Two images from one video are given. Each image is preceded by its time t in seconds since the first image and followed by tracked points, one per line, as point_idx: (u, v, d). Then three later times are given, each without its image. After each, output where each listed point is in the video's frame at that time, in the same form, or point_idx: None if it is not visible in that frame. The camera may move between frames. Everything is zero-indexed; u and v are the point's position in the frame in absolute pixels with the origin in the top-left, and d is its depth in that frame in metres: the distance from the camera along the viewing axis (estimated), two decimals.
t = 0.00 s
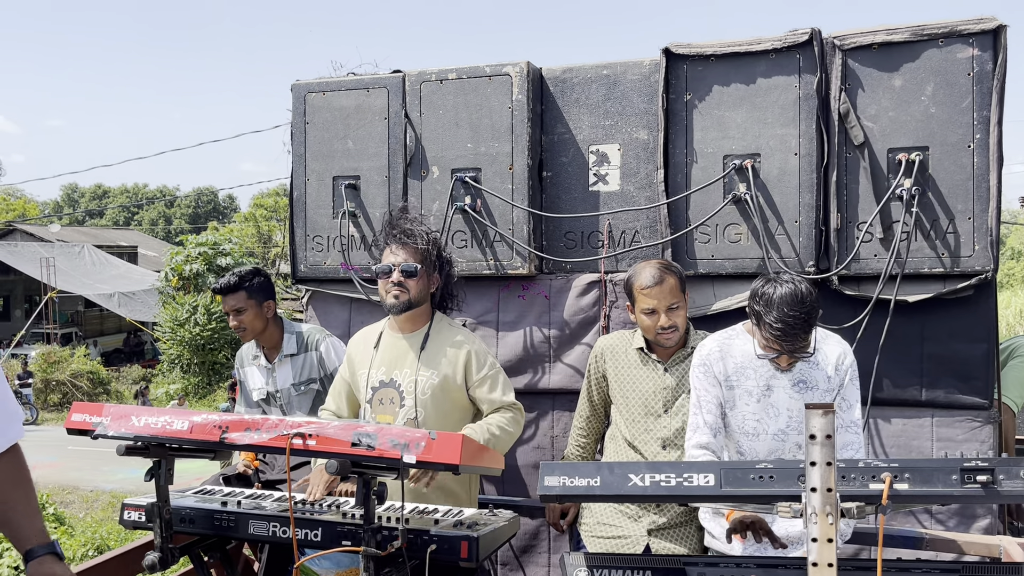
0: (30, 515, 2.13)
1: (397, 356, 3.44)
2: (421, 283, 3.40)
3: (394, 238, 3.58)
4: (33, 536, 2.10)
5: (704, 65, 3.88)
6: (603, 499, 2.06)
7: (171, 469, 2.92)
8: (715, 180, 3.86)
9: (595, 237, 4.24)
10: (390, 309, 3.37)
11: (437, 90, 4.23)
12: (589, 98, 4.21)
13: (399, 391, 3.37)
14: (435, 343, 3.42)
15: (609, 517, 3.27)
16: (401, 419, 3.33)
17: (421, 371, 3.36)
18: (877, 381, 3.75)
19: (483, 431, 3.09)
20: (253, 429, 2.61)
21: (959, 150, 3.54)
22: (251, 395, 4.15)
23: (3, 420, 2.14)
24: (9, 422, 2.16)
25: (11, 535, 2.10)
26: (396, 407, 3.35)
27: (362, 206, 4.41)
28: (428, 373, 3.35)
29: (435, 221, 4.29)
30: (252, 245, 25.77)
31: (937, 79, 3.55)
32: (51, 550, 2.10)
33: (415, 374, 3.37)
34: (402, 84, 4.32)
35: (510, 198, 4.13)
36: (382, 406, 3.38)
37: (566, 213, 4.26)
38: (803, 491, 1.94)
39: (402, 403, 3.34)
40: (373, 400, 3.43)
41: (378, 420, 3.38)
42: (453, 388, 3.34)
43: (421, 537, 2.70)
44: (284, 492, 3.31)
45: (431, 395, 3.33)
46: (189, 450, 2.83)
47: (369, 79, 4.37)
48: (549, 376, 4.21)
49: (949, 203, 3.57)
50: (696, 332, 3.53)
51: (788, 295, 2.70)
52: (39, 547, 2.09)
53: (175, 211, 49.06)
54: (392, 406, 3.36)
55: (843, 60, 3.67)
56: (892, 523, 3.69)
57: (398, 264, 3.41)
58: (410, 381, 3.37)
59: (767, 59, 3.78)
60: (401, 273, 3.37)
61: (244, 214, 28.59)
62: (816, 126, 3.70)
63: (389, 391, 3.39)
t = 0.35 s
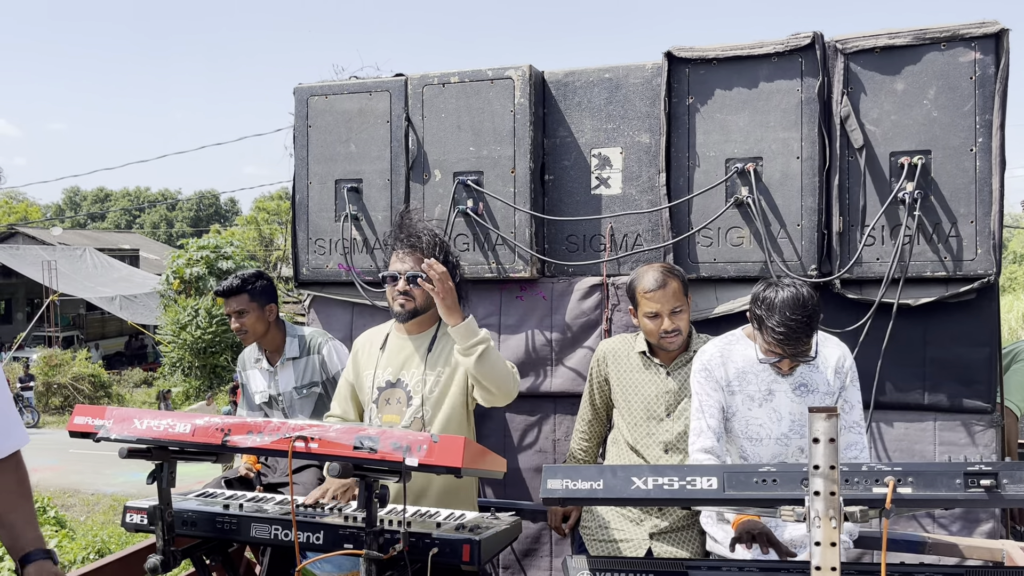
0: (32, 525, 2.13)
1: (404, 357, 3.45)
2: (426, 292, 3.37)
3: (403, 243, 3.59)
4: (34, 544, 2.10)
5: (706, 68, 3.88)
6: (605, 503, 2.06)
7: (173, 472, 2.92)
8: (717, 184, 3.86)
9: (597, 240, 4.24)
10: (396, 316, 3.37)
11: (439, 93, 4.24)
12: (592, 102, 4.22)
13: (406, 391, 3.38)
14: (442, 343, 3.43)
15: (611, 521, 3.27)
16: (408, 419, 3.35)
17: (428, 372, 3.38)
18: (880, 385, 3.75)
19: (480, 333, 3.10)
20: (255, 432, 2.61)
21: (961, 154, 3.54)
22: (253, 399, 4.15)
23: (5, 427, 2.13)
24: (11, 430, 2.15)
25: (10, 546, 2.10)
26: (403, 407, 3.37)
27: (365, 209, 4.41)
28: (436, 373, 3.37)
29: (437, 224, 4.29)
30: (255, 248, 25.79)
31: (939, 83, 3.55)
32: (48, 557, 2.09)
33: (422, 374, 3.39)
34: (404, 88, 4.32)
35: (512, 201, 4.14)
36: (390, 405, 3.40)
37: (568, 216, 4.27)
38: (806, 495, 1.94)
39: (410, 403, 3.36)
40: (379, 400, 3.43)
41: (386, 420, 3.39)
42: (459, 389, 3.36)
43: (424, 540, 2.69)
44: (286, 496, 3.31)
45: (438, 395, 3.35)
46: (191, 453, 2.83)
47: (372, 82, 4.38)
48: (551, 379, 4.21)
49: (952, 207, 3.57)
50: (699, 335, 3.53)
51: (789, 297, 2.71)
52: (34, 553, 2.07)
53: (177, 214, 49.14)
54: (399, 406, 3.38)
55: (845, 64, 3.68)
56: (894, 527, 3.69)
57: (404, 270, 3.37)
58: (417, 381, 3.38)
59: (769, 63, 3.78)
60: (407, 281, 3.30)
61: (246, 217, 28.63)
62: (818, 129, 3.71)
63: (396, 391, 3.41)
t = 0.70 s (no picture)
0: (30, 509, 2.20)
1: (407, 358, 3.45)
2: (432, 293, 3.41)
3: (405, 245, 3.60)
4: (32, 527, 2.17)
5: (707, 72, 3.88)
6: (606, 507, 2.06)
7: (175, 475, 2.93)
8: (718, 188, 3.86)
9: (598, 244, 4.25)
10: (402, 317, 3.40)
11: (441, 97, 4.25)
12: (593, 106, 4.22)
13: (409, 392, 3.38)
14: (445, 345, 3.43)
15: (613, 525, 3.26)
16: (410, 419, 3.34)
17: (430, 374, 3.38)
18: (881, 389, 3.75)
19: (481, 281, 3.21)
20: (257, 436, 2.61)
21: (963, 158, 3.54)
22: (255, 402, 4.15)
23: None
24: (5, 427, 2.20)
25: (9, 533, 2.17)
26: (406, 408, 3.37)
27: (366, 213, 4.42)
28: (438, 375, 3.36)
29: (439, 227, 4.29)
30: (257, 251, 25.82)
31: (941, 87, 3.55)
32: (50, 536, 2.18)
33: (424, 375, 3.39)
34: (406, 92, 4.33)
35: (513, 205, 4.14)
36: (392, 406, 3.39)
37: (570, 220, 4.27)
38: (808, 499, 1.93)
39: (412, 403, 3.36)
40: (382, 402, 3.43)
41: (389, 422, 3.39)
42: (462, 391, 3.35)
43: (425, 544, 2.69)
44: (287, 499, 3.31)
45: (439, 397, 3.33)
46: (193, 456, 2.83)
47: (373, 86, 4.39)
48: (552, 383, 4.20)
49: (953, 211, 3.57)
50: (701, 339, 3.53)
51: (786, 301, 2.70)
52: (36, 534, 2.15)
53: (179, 218, 49.23)
54: (401, 407, 3.37)
55: (846, 68, 3.68)
56: (897, 531, 3.68)
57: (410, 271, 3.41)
58: (419, 382, 3.38)
59: (771, 67, 3.79)
60: (413, 282, 3.35)
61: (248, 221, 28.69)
62: (819, 133, 3.71)
63: (399, 392, 3.40)
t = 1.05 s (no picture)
0: (44, 532, 2.08)
1: (412, 361, 3.44)
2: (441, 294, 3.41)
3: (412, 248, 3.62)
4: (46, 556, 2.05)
5: (711, 75, 3.88)
6: (609, 511, 2.05)
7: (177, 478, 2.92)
8: (722, 191, 3.86)
9: (602, 246, 4.24)
10: (411, 318, 3.40)
11: (444, 100, 4.25)
12: (596, 108, 4.21)
13: (415, 395, 3.37)
14: (450, 348, 3.42)
15: (616, 529, 3.25)
16: (415, 421, 3.32)
17: (435, 376, 3.37)
18: (886, 392, 3.73)
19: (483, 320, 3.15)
20: (259, 439, 2.60)
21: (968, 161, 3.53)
22: (257, 405, 4.14)
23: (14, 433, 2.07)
24: (22, 435, 2.10)
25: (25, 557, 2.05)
26: (411, 410, 3.35)
27: (369, 215, 4.41)
28: (442, 377, 3.35)
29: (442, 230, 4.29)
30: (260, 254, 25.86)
31: (946, 89, 3.54)
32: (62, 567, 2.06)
33: (429, 378, 3.37)
34: (409, 94, 4.33)
35: (517, 208, 4.13)
36: (397, 409, 3.38)
37: (573, 222, 4.26)
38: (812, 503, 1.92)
39: (417, 406, 3.35)
40: (387, 405, 3.42)
41: (393, 425, 3.37)
42: (467, 393, 3.35)
43: (427, 547, 2.68)
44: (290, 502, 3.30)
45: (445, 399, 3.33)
46: (195, 459, 2.82)
47: (377, 89, 4.39)
48: (555, 386, 4.20)
49: (958, 214, 3.55)
50: (705, 343, 3.52)
51: (785, 306, 2.70)
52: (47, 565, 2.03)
53: (183, 221, 49.32)
54: (407, 409, 3.36)
55: (851, 70, 3.67)
56: (901, 535, 3.66)
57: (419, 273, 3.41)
58: (424, 385, 3.37)
59: (775, 69, 3.78)
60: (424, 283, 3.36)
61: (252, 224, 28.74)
62: (823, 136, 3.70)
63: (403, 395, 3.40)
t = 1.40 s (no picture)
0: (41, 521, 2.16)
1: (414, 366, 3.43)
2: (439, 293, 3.42)
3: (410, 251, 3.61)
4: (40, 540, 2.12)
5: (714, 78, 3.87)
6: (612, 516, 2.04)
7: (179, 483, 2.91)
8: (725, 194, 3.85)
9: (605, 250, 4.23)
10: (410, 317, 3.39)
11: (447, 103, 4.24)
12: (600, 111, 4.21)
13: (417, 400, 3.36)
14: (453, 352, 3.41)
15: (619, 533, 3.24)
16: (419, 428, 3.33)
17: (438, 379, 3.36)
18: (890, 396, 3.72)
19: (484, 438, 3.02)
20: (261, 443, 2.60)
21: (972, 164, 3.51)
22: (258, 408, 4.13)
23: (20, 435, 2.17)
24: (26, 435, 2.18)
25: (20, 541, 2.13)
26: (414, 416, 3.35)
27: (372, 218, 4.41)
28: (444, 381, 3.35)
29: (445, 233, 4.28)
30: (266, 257, 25.92)
31: (950, 92, 3.53)
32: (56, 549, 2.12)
33: (431, 383, 3.36)
34: (412, 97, 4.33)
35: (520, 211, 4.13)
36: (400, 415, 3.38)
37: (576, 226, 4.25)
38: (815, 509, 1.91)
39: (420, 411, 3.34)
40: (390, 410, 3.42)
41: (397, 430, 3.38)
42: (469, 397, 3.34)
43: (430, 552, 2.68)
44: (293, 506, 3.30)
45: (447, 403, 3.32)
46: (197, 463, 2.82)
47: (380, 92, 4.39)
48: (559, 390, 4.19)
49: (963, 217, 3.54)
50: (708, 347, 3.51)
51: (789, 310, 2.70)
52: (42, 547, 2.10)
53: (187, 224, 49.44)
54: (410, 415, 3.36)
55: (854, 73, 3.66)
56: (907, 540, 3.65)
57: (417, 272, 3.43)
58: (427, 390, 3.36)
59: (778, 72, 3.77)
60: (421, 281, 3.38)
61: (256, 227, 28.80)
62: (827, 139, 3.69)
63: (406, 400, 3.39)
